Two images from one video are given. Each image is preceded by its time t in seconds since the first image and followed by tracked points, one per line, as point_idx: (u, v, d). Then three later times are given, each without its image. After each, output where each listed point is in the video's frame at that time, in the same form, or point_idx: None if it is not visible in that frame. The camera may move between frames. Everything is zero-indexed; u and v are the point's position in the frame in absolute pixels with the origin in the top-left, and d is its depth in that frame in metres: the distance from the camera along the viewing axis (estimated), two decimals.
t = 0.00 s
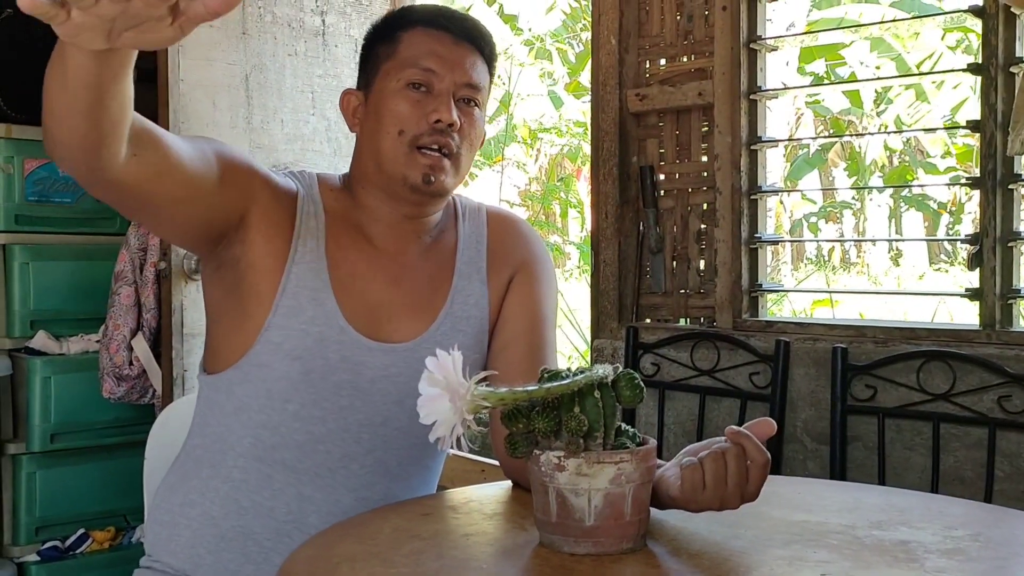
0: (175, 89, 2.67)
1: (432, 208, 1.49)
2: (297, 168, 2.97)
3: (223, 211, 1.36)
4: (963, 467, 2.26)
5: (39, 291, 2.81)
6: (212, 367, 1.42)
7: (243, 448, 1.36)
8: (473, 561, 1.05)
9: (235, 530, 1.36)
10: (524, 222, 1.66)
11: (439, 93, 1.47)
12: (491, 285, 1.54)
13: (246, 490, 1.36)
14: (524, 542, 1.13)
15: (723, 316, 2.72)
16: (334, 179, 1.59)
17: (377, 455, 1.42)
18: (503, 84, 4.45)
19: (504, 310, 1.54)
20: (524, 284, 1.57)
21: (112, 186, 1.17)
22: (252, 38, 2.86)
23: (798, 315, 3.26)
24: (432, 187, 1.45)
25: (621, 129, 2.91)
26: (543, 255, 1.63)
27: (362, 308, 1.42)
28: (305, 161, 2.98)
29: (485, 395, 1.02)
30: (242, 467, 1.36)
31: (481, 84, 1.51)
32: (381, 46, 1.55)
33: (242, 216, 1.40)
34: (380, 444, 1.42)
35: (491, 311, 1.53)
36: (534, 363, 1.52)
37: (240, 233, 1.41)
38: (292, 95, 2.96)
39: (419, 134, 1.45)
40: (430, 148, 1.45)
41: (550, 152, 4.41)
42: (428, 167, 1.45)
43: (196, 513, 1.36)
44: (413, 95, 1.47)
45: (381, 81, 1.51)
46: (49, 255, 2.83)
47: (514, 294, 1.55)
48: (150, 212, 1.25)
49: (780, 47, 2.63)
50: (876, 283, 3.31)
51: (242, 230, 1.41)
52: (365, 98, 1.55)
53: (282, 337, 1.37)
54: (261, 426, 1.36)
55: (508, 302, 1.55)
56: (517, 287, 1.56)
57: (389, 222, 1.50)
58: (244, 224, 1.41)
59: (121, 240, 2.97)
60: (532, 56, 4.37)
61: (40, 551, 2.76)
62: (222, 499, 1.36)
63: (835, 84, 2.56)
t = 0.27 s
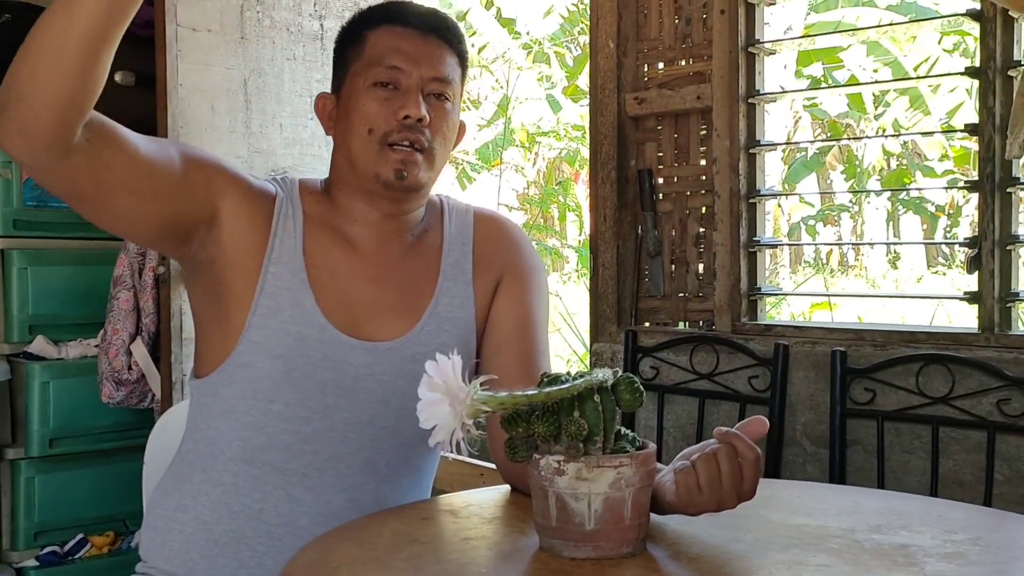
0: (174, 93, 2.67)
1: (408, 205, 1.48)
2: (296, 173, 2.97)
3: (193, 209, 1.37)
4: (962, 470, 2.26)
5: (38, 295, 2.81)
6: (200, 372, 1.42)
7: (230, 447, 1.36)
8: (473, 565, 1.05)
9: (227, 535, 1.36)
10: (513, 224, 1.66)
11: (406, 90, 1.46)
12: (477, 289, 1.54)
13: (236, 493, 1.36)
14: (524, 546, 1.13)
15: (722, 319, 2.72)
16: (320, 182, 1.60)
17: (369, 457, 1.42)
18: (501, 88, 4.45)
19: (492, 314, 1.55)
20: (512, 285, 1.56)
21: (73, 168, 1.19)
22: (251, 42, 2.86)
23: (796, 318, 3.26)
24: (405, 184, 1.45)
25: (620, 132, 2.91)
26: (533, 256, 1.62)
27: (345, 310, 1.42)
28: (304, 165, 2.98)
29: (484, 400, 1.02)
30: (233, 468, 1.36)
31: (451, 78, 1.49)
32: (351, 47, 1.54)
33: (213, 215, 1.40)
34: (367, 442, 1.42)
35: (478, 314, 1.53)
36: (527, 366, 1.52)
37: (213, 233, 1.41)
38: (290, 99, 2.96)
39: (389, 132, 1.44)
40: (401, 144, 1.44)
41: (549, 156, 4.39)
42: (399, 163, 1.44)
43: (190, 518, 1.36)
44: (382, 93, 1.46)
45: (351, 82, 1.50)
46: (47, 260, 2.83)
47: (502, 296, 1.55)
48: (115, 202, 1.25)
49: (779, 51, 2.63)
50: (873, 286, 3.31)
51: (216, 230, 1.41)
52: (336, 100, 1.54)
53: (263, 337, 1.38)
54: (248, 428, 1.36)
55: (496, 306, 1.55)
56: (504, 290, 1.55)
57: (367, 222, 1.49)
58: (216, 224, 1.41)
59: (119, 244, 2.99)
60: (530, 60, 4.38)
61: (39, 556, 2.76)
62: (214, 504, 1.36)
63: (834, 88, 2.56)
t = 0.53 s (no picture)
0: (175, 96, 2.67)
1: (395, 203, 1.48)
2: (297, 177, 2.98)
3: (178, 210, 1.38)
4: (964, 472, 2.26)
5: (39, 298, 2.82)
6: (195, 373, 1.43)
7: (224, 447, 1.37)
8: (474, 569, 1.05)
9: (224, 535, 1.35)
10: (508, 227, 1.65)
11: (387, 88, 1.46)
12: (473, 293, 1.54)
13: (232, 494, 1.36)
14: (526, 550, 1.13)
15: (724, 321, 2.72)
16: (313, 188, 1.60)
17: (364, 458, 1.42)
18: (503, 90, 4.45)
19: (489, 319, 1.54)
20: (507, 290, 1.56)
21: (50, 172, 1.21)
22: (252, 45, 2.86)
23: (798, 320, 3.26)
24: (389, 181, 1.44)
25: (621, 134, 2.91)
26: (528, 260, 1.62)
27: (336, 311, 1.42)
28: (305, 168, 2.99)
29: (486, 403, 1.02)
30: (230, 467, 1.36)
31: (432, 76, 1.49)
32: (332, 51, 1.54)
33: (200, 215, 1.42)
34: (364, 444, 1.41)
35: (473, 317, 1.53)
36: (525, 368, 1.51)
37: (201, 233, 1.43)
38: (292, 102, 2.97)
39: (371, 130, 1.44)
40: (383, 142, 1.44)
41: (550, 158, 4.40)
42: (383, 160, 1.43)
43: (188, 519, 1.36)
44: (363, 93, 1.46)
45: (333, 85, 1.50)
46: (48, 264, 2.83)
47: (498, 301, 1.55)
48: (97, 205, 1.27)
49: (780, 53, 2.64)
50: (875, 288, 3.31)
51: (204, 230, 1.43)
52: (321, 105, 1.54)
53: (252, 336, 1.38)
54: (238, 428, 1.37)
55: (492, 310, 1.54)
56: (499, 292, 1.55)
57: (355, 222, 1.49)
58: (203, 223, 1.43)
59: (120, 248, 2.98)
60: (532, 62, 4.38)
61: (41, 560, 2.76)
62: (210, 504, 1.36)
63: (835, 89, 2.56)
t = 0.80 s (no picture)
0: (175, 98, 2.67)
1: (393, 202, 1.48)
2: (297, 180, 2.98)
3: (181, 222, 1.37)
4: (965, 474, 2.26)
5: (39, 302, 2.83)
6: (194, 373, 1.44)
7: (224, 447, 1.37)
8: (476, 571, 1.05)
9: (223, 533, 1.35)
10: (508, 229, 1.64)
11: (384, 88, 1.46)
12: (471, 296, 1.54)
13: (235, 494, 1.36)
14: (527, 552, 1.12)
15: (724, 323, 2.71)
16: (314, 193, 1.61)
17: (366, 460, 1.42)
18: (504, 92, 4.45)
19: (489, 323, 1.54)
20: (507, 292, 1.56)
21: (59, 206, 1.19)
22: (252, 48, 2.86)
23: (798, 321, 3.26)
24: (387, 179, 1.43)
25: (622, 137, 2.91)
26: (527, 261, 1.61)
27: (334, 310, 1.43)
28: (305, 171, 2.99)
29: (487, 405, 1.02)
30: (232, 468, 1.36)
31: (429, 77, 1.49)
32: (331, 53, 1.54)
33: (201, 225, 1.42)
34: (363, 446, 1.41)
35: (472, 319, 1.53)
36: (524, 369, 1.51)
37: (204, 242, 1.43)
38: (292, 105, 2.97)
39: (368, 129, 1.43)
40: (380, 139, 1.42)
41: (550, 160, 4.41)
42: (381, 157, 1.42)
43: (188, 520, 1.36)
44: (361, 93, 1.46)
45: (331, 86, 1.50)
46: (47, 267, 2.84)
47: (497, 304, 1.55)
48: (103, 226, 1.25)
49: (779, 55, 2.64)
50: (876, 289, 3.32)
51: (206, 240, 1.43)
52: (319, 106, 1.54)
53: (249, 334, 1.39)
54: (235, 426, 1.37)
55: (491, 314, 1.54)
56: (499, 294, 1.55)
57: (355, 223, 1.49)
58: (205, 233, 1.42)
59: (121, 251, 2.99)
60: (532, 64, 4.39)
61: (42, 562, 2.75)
62: (211, 505, 1.36)
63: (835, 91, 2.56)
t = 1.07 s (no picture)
0: (178, 102, 2.65)
1: (407, 208, 1.48)
2: (297, 182, 2.99)
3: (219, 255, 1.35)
4: (967, 476, 2.26)
5: (42, 304, 2.84)
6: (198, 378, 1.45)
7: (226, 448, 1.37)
8: (478, 572, 1.05)
9: (225, 529, 1.37)
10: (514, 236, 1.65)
11: (400, 93, 1.47)
12: (477, 303, 1.54)
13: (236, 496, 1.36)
14: (529, 553, 1.13)
15: (726, 325, 2.71)
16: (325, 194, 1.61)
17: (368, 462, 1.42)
18: (504, 94, 4.46)
19: (495, 330, 1.54)
20: (513, 298, 1.55)
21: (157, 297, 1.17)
22: (253, 51, 2.86)
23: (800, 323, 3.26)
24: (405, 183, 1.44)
25: (623, 138, 2.91)
26: (533, 267, 1.61)
27: (347, 318, 1.43)
28: (306, 173, 3.00)
29: (489, 407, 1.02)
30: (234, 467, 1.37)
31: (443, 83, 1.51)
32: (346, 59, 1.55)
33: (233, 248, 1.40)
34: (365, 448, 1.41)
35: (479, 325, 1.54)
36: (529, 375, 1.51)
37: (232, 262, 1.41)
38: (293, 107, 2.98)
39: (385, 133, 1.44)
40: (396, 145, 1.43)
41: (552, 161, 4.42)
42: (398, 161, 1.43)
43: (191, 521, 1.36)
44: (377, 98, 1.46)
45: (345, 91, 1.50)
46: (50, 270, 2.84)
47: (503, 310, 1.55)
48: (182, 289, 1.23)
49: (780, 57, 2.64)
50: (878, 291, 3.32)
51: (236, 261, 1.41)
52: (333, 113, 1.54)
53: (251, 335, 1.39)
54: (237, 428, 1.37)
55: (497, 321, 1.54)
56: (507, 299, 1.55)
57: (368, 228, 1.49)
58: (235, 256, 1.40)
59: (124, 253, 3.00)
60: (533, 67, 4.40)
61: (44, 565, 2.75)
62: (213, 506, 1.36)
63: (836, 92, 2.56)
